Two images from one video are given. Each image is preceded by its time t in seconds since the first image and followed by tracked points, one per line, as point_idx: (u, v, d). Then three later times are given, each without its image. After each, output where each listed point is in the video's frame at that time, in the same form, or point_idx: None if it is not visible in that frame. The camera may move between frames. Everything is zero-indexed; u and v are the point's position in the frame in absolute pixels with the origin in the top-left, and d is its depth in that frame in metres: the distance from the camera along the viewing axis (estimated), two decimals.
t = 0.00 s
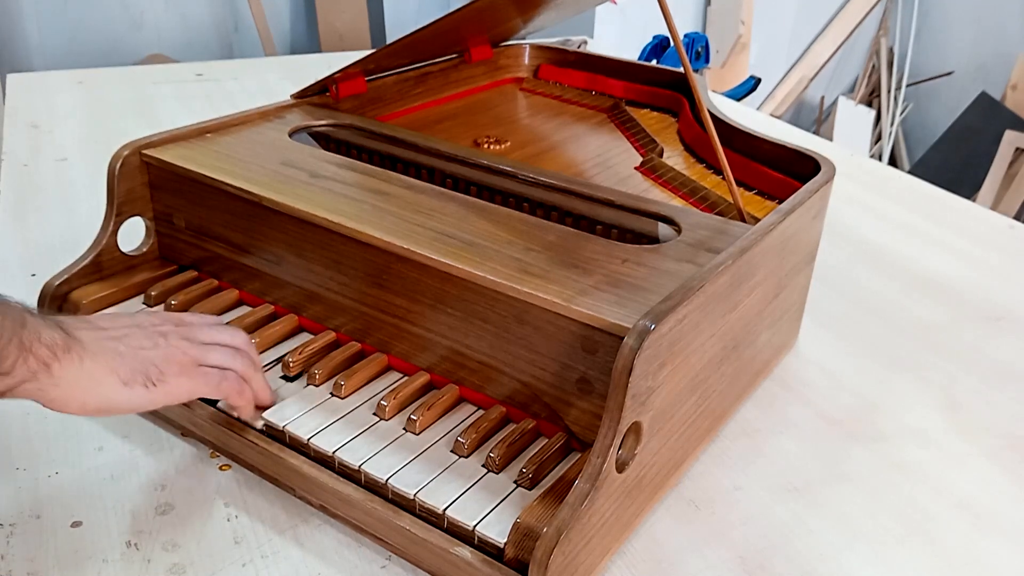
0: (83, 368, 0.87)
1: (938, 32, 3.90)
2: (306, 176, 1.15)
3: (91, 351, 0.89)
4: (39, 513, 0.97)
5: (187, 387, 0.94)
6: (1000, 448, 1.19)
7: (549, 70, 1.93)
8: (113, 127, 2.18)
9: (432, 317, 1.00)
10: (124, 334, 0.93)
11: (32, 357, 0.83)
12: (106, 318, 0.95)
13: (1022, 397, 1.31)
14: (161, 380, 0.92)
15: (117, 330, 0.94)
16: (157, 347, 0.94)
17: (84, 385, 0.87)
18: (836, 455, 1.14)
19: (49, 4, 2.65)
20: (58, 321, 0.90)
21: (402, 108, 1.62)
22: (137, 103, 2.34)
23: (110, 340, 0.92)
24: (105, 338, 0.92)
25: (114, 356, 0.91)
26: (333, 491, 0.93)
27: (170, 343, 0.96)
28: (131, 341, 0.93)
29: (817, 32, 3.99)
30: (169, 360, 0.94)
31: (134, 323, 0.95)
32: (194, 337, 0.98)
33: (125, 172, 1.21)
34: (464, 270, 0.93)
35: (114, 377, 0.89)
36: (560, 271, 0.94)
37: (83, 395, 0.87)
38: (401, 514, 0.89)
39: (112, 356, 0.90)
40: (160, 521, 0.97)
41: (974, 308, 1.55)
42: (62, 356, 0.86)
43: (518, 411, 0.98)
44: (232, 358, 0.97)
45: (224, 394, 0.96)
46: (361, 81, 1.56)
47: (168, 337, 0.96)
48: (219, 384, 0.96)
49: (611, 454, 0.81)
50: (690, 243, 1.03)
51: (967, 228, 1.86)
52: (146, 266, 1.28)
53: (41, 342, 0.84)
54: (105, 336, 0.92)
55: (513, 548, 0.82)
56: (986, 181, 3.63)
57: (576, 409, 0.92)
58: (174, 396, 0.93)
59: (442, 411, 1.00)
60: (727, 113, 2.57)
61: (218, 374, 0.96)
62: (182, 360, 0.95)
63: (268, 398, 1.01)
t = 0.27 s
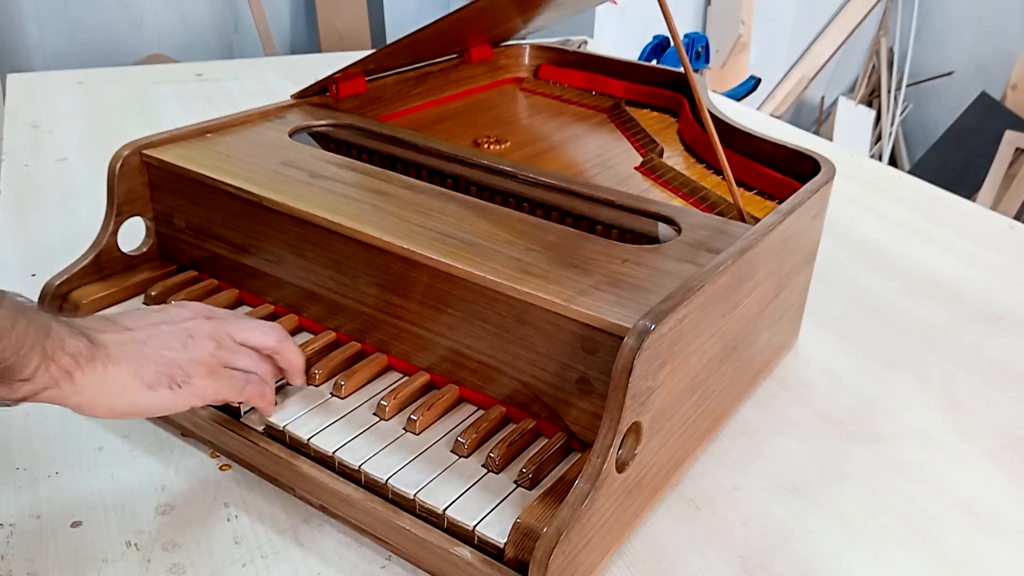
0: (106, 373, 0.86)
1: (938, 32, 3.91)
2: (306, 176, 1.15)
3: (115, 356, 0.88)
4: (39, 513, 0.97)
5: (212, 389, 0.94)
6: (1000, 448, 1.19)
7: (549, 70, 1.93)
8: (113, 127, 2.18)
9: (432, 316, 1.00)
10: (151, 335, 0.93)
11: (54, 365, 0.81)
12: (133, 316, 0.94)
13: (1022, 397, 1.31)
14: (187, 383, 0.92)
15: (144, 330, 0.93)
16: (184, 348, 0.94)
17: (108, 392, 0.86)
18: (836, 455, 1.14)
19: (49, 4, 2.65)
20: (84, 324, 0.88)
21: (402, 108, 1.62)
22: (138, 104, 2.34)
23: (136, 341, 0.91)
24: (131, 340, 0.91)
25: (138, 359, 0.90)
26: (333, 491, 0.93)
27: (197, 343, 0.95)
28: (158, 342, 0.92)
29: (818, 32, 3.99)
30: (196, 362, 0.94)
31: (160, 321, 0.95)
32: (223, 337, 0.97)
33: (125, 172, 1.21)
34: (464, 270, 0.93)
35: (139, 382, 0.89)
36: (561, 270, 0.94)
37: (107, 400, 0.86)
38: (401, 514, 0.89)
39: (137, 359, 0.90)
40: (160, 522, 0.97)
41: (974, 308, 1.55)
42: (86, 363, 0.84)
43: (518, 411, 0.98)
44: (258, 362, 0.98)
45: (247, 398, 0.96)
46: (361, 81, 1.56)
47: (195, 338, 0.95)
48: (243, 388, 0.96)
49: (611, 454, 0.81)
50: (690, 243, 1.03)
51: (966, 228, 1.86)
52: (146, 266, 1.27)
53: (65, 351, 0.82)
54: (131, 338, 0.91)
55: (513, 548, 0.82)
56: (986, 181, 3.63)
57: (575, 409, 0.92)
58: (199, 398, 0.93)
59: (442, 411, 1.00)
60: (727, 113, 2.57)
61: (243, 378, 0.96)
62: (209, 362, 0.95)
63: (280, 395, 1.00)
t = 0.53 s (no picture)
0: (110, 364, 0.86)
1: (938, 32, 3.91)
2: (306, 176, 1.15)
3: (121, 347, 0.88)
4: (40, 513, 0.97)
5: (217, 383, 0.92)
6: (1000, 448, 1.19)
7: (549, 70, 1.93)
8: (113, 127, 2.18)
9: (431, 317, 1.00)
10: (158, 326, 0.92)
11: (59, 356, 0.82)
12: (143, 307, 0.94)
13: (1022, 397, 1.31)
14: (191, 375, 0.91)
15: (152, 322, 0.92)
16: (190, 341, 0.92)
17: (112, 382, 0.86)
18: (836, 455, 1.14)
19: (49, 4, 2.65)
20: (92, 314, 0.89)
21: (402, 108, 1.62)
22: (138, 104, 2.34)
23: (142, 331, 0.90)
24: (139, 331, 0.90)
25: (143, 350, 0.89)
26: (333, 491, 0.92)
27: (204, 336, 0.93)
28: (165, 334, 0.91)
29: (818, 32, 3.99)
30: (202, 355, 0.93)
31: (170, 313, 0.94)
32: (232, 330, 0.96)
33: (125, 172, 1.21)
34: (464, 270, 0.93)
35: (141, 373, 0.88)
36: (560, 270, 0.94)
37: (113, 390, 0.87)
38: (401, 514, 0.89)
39: (142, 350, 0.89)
40: (160, 522, 0.97)
41: (974, 308, 1.55)
42: (91, 354, 0.85)
43: (517, 411, 0.98)
44: (266, 353, 0.96)
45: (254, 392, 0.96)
46: (361, 81, 1.55)
47: (203, 331, 0.94)
48: (249, 382, 0.95)
49: (611, 454, 0.81)
50: (690, 243, 1.03)
51: (966, 228, 1.86)
52: (146, 266, 1.27)
53: (69, 341, 0.83)
54: (140, 329, 0.90)
55: (513, 548, 0.82)
56: (986, 181, 3.63)
57: (576, 410, 0.92)
58: (203, 391, 0.92)
59: (442, 411, 1.00)
60: (727, 113, 2.57)
61: (249, 372, 0.95)
62: (214, 355, 0.93)
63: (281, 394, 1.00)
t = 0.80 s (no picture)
0: (84, 395, 0.81)
1: (938, 32, 3.91)
2: (307, 176, 1.15)
3: (98, 376, 0.83)
4: (39, 513, 0.97)
5: (198, 409, 0.88)
6: (1000, 448, 1.19)
7: (549, 70, 1.93)
8: (113, 127, 2.18)
9: (431, 316, 1.00)
10: (136, 354, 0.87)
11: (29, 386, 0.78)
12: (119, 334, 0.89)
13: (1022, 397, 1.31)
14: (171, 404, 0.86)
15: (129, 349, 0.88)
16: (168, 368, 0.88)
17: (88, 414, 0.82)
18: (836, 455, 1.14)
19: (49, 4, 2.65)
20: (67, 342, 0.84)
21: (402, 108, 1.62)
22: (137, 104, 2.34)
23: (119, 359, 0.86)
24: (115, 360, 0.86)
25: (120, 380, 0.85)
26: (333, 491, 0.93)
27: (183, 362, 0.89)
28: (142, 363, 0.87)
29: (818, 32, 3.99)
30: (181, 381, 0.88)
31: (146, 339, 0.89)
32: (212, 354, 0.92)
33: (125, 172, 1.21)
34: (464, 270, 0.93)
35: (119, 404, 0.83)
36: (560, 271, 0.94)
37: (88, 420, 0.82)
38: (401, 514, 0.89)
39: (119, 380, 0.85)
40: (160, 521, 0.97)
41: (974, 308, 1.55)
42: (64, 383, 0.80)
43: (518, 411, 0.98)
44: (248, 370, 0.91)
45: (237, 414, 0.91)
46: (361, 81, 1.56)
47: (182, 357, 0.89)
48: (233, 405, 0.90)
49: (611, 454, 0.81)
50: (690, 243, 1.03)
51: (966, 228, 1.86)
52: (146, 266, 1.27)
53: (41, 370, 0.78)
54: (116, 358, 0.86)
55: (513, 548, 0.82)
56: (986, 181, 3.63)
57: (576, 410, 0.92)
58: (184, 419, 0.87)
59: (442, 411, 0.99)
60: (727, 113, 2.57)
61: (232, 394, 0.91)
62: (194, 381, 0.88)
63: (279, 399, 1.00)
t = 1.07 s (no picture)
0: (87, 388, 0.81)
1: (938, 32, 3.91)
2: (306, 176, 1.15)
3: (100, 370, 0.82)
4: (39, 513, 0.97)
5: (200, 405, 0.88)
6: (1000, 448, 1.19)
7: (549, 70, 1.93)
8: (113, 127, 2.18)
9: (431, 316, 1.00)
10: (138, 348, 0.87)
11: (32, 379, 0.76)
12: (120, 328, 0.89)
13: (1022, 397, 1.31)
14: (174, 398, 0.86)
15: (130, 343, 0.87)
16: (171, 363, 0.88)
17: (91, 407, 0.81)
18: (836, 455, 1.14)
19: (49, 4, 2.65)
20: (69, 335, 0.83)
21: (402, 108, 1.62)
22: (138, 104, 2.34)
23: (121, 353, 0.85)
24: (118, 354, 0.85)
25: (123, 374, 0.84)
26: (332, 490, 0.92)
27: (185, 357, 0.89)
28: (145, 357, 0.86)
29: (818, 32, 3.99)
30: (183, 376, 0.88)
31: (148, 334, 0.89)
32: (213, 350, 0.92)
33: (125, 172, 1.21)
34: (464, 270, 0.93)
35: (122, 398, 0.83)
36: (560, 270, 0.94)
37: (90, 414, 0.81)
38: (401, 514, 0.89)
39: (122, 374, 0.84)
40: (160, 521, 0.97)
41: (974, 308, 1.55)
42: (67, 376, 0.79)
43: (518, 411, 0.98)
44: (249, 368, 0.91)
45: (239, 410, 0.91)
46: (361, 81, 1.56)
47: (184, 352, 0.89)
48: (235, 401, 0.90)
49: (611, 454, 0.81)
50: (690, 243, 1.03)
51: (966, 228, 1.86)
52: (146, 266, 1.27)
53: (44, 363, 0.77)
54: (119, 352, 0.85)
55: (513, 548, 0.82)
56: (986, 181, 3.63)
57: (576, 410, 0.92)
58: (186, 414, 0.87)
59: (442, 411, 0.99)
60: (727, 113, 2.57)
61: (234, 390, 0.91)
62: (196, 376, 0.88)
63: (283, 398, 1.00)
